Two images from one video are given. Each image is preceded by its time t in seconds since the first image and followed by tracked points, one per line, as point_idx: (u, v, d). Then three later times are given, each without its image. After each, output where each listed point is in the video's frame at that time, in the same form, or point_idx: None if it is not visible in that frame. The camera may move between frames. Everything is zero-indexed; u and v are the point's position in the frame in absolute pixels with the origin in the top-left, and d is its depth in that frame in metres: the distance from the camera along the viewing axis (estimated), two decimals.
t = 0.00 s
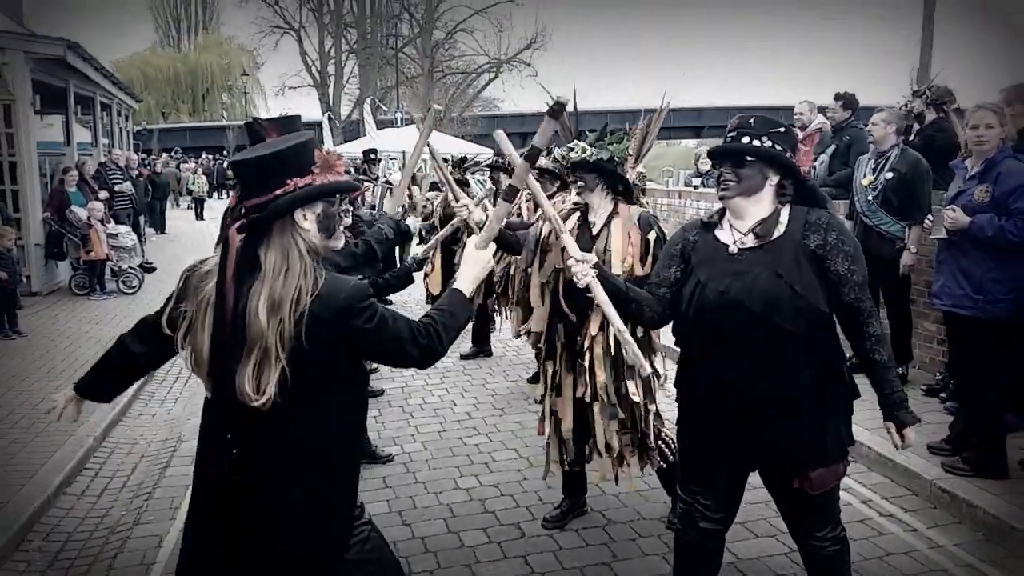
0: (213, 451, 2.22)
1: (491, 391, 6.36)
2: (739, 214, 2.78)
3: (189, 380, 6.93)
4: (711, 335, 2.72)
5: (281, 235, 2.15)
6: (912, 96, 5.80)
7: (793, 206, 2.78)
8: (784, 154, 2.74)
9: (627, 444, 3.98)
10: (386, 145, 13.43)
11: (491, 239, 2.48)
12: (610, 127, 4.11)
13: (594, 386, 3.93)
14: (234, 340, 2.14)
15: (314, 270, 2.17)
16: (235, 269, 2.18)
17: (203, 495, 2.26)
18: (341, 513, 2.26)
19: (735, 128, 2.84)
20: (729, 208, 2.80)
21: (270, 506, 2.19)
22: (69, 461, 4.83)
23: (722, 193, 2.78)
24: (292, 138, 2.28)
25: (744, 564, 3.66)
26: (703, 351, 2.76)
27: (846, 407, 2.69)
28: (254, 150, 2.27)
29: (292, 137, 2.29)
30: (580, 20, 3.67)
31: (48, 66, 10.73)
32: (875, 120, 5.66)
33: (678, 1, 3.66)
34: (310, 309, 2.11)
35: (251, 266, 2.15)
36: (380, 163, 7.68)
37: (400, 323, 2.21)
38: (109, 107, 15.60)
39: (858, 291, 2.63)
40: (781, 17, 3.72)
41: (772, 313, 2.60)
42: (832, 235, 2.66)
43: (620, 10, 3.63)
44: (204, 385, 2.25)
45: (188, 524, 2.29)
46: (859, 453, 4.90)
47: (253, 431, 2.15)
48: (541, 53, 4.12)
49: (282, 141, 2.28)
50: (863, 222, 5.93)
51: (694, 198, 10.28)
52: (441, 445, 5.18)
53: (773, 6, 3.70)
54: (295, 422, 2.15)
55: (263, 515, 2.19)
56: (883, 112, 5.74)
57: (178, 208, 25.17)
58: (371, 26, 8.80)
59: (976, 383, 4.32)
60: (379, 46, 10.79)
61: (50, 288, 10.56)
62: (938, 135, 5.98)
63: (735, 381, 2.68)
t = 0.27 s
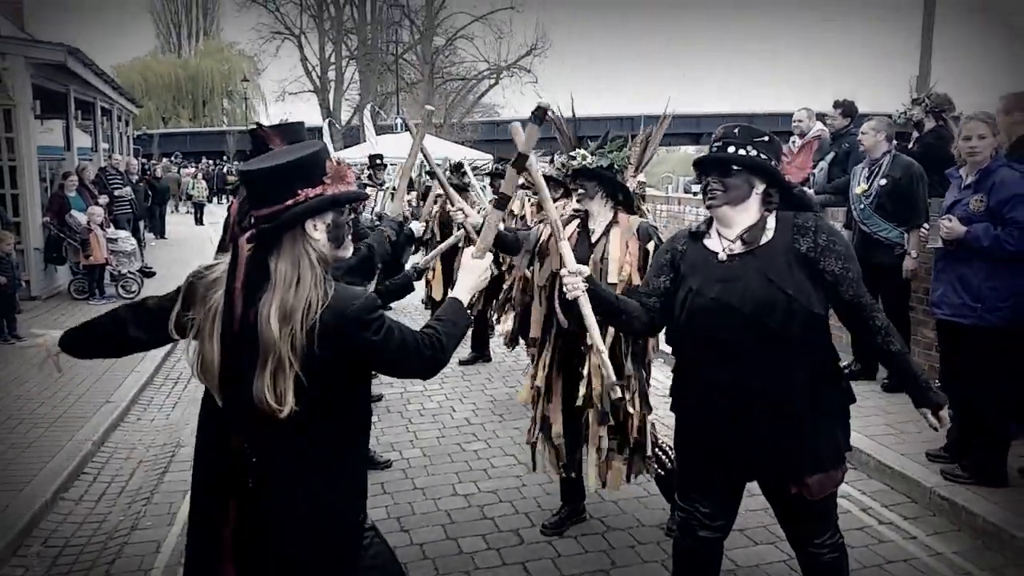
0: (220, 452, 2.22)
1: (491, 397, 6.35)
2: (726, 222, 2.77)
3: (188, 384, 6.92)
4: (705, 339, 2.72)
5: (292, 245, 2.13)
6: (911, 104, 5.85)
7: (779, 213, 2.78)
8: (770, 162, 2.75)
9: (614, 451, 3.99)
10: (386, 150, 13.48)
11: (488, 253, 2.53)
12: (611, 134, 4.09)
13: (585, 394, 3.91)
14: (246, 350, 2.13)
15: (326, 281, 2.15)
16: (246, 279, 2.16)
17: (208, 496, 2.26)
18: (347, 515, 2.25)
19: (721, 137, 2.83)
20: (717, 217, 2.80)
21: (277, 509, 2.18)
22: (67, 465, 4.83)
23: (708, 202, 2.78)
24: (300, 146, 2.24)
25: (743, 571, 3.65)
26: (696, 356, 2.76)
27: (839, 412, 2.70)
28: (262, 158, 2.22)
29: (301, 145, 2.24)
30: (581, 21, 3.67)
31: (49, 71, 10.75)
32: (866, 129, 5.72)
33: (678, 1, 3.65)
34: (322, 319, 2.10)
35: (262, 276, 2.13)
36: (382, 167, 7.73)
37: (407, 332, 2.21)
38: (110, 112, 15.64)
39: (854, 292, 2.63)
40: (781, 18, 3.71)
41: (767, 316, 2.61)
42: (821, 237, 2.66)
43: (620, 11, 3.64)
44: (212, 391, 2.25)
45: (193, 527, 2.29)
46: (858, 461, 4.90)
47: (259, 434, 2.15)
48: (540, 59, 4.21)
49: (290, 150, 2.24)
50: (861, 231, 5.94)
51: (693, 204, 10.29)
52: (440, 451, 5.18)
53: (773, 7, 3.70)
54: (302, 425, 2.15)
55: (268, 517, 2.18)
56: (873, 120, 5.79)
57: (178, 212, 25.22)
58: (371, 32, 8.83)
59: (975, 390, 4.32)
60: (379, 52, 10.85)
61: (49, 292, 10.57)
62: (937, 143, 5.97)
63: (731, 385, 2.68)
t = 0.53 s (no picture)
0: (209, 451, 2.22)
1: (492, 403, 6.35)
2: (733, 231, 2.77)
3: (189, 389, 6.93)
4: (707, 346, 2.73)
5: (275, 249, 2.14)
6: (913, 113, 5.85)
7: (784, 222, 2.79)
8: (774, 172, 2.76)
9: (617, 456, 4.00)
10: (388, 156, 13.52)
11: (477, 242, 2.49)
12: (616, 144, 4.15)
13: (589, 400, 3.92)
14: (229, 353, 2.13)
15: (310, 283, 2.15)
16: (228, 282, 2.17)
17: (199, 496, 2.25)
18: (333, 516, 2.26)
19: (723, 147, 2.85)
20: (723, 227, 2.80)
21: (263, 509, 2.17)
22: (68, 469, 4.83)
23: (714, 212, 2.79)
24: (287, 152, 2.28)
25: None
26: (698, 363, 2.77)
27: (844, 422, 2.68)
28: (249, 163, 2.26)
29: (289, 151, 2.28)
30: (581, 20, 3.67)
31: (53, 75, 10.79)
32: (870, 137, 5.70)
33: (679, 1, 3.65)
34: (306, 322, 2.09)
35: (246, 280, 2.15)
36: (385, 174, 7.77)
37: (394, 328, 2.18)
38: (113, 116, 15.68)
39: (854, 305, 2.61)
40: (781, 17, 3.70)
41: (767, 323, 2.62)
42: (823, 249, 2.64)
43: (619, 9, 3.62)
44: (197, 392, 2.25)
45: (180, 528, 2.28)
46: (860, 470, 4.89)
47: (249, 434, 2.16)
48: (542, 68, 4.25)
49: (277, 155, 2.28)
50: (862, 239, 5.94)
51: (696, 212, 10.30)
52: (440, 457, 5.17)
53: (773, 7, 3.68)
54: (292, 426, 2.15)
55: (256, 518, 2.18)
56: (877, 128, 5.76)
57: (180, 216, 25.26)
58: (375, 39, 8.86)
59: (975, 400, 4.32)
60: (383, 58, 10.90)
61: (51, 296, 10.58)
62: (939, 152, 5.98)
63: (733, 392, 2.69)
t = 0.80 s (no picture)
0: (194, 442, 2.21)
1: (492, 402, 6.35)
2: (751, 233, 2.77)
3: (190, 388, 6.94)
4: (711, 343, 2.75)
5: (261, 239, 2.13)
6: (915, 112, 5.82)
7: (804, 223, 2.77)
8: (790, 172, 2.76)
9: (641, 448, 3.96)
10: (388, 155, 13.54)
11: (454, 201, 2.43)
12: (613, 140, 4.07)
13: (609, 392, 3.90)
14: (214, 342, 2.14)
15: (294, 273, 2.13)
16: (214, 274, 2.17)
17: (185, 488, 2.24)
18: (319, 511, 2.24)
19: (738, 150, 2.87)
20: (740, 229, 2.80)
21: (246, 500, 2.16)
22: (69, 467, 4.84)
23: (732, 216, 2.78)
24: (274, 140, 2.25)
25: None
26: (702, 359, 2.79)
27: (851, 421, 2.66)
28: (238, 153, 2.25)
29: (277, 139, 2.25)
30: (581, 21, 3.67)
31: (54, 75, 10.80)
32: (877, 136, 5.70)
33: (678, 2, 3.64)
34: (288, 311, 2.08)
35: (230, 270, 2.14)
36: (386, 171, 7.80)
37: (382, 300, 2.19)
38: (113, 116, 15.70)
39: (855, 320, 2.57)
40: (781, 18, 3.70)
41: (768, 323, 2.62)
42: (830, 261, 2.62)
43: (619, 11, 3.63)
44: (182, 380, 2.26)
45: (167, 520, 2.28)
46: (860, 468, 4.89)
47: (234, 425, 2.15)
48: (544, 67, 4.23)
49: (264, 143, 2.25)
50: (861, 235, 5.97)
51: (696, 211, 10.30)
52: (441, 455, 5.18)
53: (773, 7, 3.67)
54: (277, 417, 2.14)
55: (239, 509, 2.16)
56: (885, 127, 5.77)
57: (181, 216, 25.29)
58: (375, 38, 8.87)
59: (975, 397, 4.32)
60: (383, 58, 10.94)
61: (51, 295, 10.59)
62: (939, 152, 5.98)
63: (734, 390, 2.70)
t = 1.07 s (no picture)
0: (195, 444, 2.22)
1: (492, 391, 6.37)
2: (741, 220, 2.78)
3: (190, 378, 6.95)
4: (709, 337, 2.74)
5: (258, 244, 2.14)
6: (915, 100, 5.80)
7: (793, 213, 2.77)
8: (785, 161, 2.74)
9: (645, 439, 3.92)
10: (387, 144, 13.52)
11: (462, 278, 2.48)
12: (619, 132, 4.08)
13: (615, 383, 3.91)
14: (214, 350, 2.13)
15: (292, 275, 2.15)
16: (214, 280, 2.17)
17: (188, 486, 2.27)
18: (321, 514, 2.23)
19: (736, 134, 2.85)
20: (731, 216, 2.81)
21: (247, 502, 2.16)
22: (70, 458, 4.85)
23: (723, 201, 2.80)
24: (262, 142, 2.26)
25: (743, 566, 3.67)
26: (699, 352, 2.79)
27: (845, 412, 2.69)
28: (227, 158, 2.25)
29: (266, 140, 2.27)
30: (581, 21, 3.70)
31: (51, 64, 10.75)
32: (881, 124, 5.69)
33: (678, 0, 3.63)
34: (289, 317, 2.09)
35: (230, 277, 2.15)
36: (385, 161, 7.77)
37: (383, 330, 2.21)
38: (111, 106, 15.66)
39: (845, 305, 2.60)
40: (781, 18, 3.67)
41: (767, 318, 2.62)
42: (822, 248, 2.64)
43: (620, 12, 3.64)
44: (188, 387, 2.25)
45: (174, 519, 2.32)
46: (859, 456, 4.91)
47: (232, 427, 2.14)
48: (543, 57, 4.23)
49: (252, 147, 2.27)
50: (862, 224, 5.98)
51: (696, 200, 10.29)
52: (441, 445, 5.19)
53: (773, 7, 3.66)
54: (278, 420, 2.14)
55: (240, 509, 2.17)
56: (889, 115, 5.74)
57: (180, 206, 25.25)
58: (373, 27, 8.82)
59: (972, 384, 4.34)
60: (382, 46, 10.91)
61: (51, 286, 10.58)
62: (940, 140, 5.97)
63: (732, 382, 2.70)
